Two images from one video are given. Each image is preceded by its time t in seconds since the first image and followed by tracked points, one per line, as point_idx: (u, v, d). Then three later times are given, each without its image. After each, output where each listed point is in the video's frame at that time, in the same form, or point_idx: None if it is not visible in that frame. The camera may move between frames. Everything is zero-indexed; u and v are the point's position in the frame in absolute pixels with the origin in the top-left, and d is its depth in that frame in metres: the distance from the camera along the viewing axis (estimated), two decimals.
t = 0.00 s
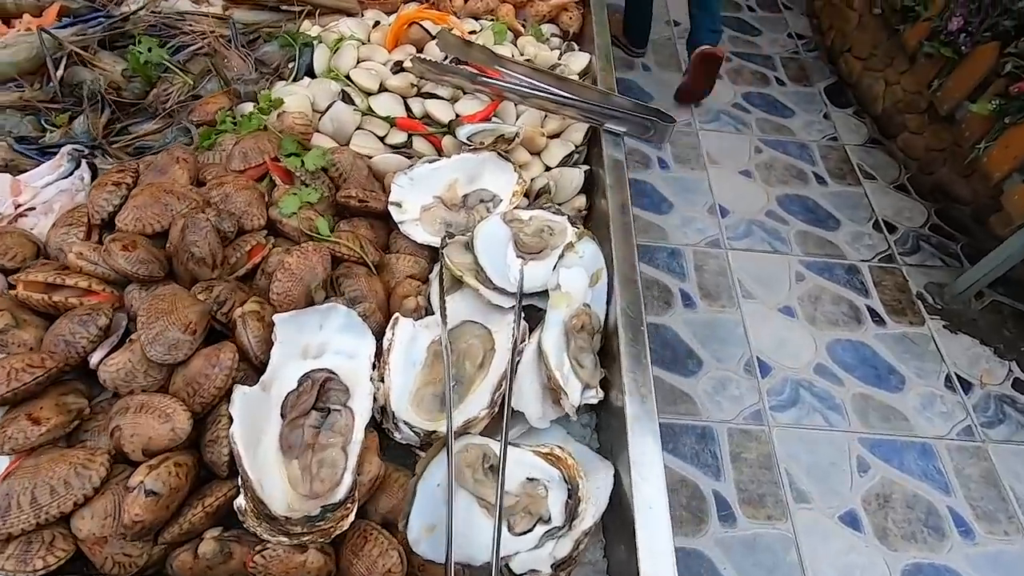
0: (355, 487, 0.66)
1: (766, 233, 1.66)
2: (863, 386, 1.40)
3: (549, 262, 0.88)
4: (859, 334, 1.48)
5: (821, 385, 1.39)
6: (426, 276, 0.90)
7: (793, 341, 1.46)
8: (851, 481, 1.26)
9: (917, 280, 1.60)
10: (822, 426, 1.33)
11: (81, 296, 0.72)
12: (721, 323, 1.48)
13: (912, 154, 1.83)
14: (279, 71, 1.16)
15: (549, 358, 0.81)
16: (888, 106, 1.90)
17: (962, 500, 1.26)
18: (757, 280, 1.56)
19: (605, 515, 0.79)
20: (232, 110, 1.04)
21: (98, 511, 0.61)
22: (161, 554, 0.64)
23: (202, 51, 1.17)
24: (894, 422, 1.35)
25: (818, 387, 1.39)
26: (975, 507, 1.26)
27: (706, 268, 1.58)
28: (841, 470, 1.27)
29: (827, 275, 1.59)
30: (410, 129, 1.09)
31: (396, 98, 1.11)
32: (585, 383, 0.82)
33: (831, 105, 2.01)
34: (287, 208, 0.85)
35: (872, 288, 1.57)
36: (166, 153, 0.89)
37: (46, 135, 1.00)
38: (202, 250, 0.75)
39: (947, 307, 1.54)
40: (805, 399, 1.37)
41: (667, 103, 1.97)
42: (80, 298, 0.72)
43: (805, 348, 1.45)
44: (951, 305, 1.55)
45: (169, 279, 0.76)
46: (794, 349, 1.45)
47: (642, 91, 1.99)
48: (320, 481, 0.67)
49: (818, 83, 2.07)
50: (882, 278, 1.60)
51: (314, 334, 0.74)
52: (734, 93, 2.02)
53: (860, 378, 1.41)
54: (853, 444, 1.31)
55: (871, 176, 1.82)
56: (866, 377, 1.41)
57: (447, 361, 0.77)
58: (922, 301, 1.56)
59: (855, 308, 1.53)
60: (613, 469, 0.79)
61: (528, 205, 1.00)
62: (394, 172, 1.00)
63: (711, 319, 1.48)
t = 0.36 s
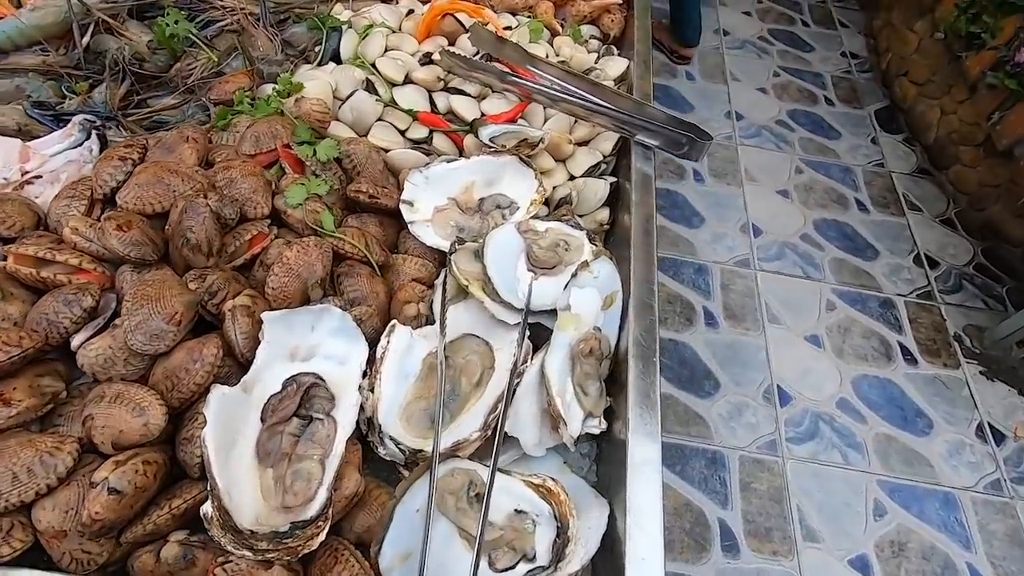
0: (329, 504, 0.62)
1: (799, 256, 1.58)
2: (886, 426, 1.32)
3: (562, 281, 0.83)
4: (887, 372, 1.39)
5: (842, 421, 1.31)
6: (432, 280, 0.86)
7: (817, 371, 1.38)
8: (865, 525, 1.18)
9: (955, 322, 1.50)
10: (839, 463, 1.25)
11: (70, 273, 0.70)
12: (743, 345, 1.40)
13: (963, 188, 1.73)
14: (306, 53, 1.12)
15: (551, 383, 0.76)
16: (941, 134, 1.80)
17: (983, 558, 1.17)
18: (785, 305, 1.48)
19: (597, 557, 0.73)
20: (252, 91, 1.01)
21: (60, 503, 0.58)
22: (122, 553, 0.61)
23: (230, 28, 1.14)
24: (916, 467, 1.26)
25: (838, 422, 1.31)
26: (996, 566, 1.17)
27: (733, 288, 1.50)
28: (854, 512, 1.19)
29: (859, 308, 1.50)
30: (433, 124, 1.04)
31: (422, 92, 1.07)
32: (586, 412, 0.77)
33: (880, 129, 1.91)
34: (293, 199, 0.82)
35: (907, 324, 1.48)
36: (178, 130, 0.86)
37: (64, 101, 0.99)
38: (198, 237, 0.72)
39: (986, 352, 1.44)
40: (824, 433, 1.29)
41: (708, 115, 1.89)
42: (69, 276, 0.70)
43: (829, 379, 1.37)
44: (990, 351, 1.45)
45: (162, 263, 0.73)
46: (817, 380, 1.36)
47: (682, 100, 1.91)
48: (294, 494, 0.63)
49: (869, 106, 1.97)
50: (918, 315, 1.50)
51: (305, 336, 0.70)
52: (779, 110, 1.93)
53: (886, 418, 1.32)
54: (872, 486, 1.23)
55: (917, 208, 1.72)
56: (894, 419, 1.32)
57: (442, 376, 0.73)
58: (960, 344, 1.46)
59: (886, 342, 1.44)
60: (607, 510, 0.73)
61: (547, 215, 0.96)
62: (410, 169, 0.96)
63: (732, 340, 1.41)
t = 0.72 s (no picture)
0: (309, 513, 0.59)
1: (834, 284, 1.50)
2: (913, 471, 1.23)
3: (574, 297, 0.78)
4: (919, 415, 1.31)
5: (867, 460, 1.23)
6: (442, 284, 0.83)
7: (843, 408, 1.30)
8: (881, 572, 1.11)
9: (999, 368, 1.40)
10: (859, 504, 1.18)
11: (73, 247, 0.68)
12: (766, 372, 1.33)
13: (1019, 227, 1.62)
14: (338, 41, 1.10)
15: (554, 405, 0.72)
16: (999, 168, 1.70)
17: None
18: (815, 335, 1.40)
19: None
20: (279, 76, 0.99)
21: (35, 485, 0.57)
22: (95, 542, 0.59)
23: (265, 11, 1.13)
24: (942, 517, 1.18)
25: (861, 462, 1.23)
26: None
27: (761, 312, 1.43)
28: (871, 558, 1.12)
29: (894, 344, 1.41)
30: (459, 122, 1.01)
31: (451, 88, 1.04)
32: (589, 439, 0.73)
33: (933, 159, 1.80)
34: (306, 188, 0.80)
35: (944, 366, 1.39)
36: (199, 110, 0.85)
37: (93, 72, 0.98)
38: (204, 221, 0.70)
39: None
40: (846, 472, 1.21)
41: (750, 131, 1.81)
42: (72, 250, 0.68)
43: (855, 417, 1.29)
44: None
45: (166, 245, 0.71)
46: (842, 416, 1.29)
47: (724, 114, 1.84)
48: (272, 499, 0.60)
49: (924, 134, 1.86)
50: (957, 357, 1.41)
51: (302, 333, 0.68)
52: (827, 132, 1.84)
53: (913, 462, 1.24)
54: (891, 532, 1.15)
55: (966, 245, 1.62)
56: (922, 465, 1.24)
57: (439, 388, 0.70)
58: (1001, 393, 1.36)
59: (920, 383, 1.35)
60: (601, 547, 0.69)
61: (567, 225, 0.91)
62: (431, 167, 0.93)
63: (755, 366, 1.34)
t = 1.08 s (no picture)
0: (261, 470, 0.60)
1: (877, 313, 1.52)
2: (939, 516, 1.26)
3: (562, 286, 0.76)
4: (953, 460, 1.33)
5: (890, 502, 1.25)
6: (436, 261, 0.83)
7: (871, 443, 1.32)
8: None
9: None
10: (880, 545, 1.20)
11: (75, 186, 0.70)
12: (791, 395, 1.36)
13: None
14: (368, 12, 1.10)
15: (528, 392, 0.71)
16: None
17: None
18: (850, 363, 1.42)
19: None
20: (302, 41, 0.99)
21: (7, 408, 0.58)
22: (60, 472, 0.61)
23: None
24: (965, 569, 1.20)
25: (884, 503, 1.25)
26: None
27: (794, 334, 1.46)
28: None
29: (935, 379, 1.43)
30: (476, 102, 1.00)
31: (472, 67, 1.03)
32: (562, 434, 0.71)
33: (1005, 193, 1.81)
34: (308, 151, 0.79)
35: (988, 412, 1.41)
36: (218, 67, 0.86)
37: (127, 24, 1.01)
38: (199, 173, 0.71)
39: None
40: (866, 509, 1.24)
41: (804, 149, 1.82)
42: (73, 189, 0.70)
43: (886, 453, 1.31)
44: None
45: (163, 193, 0.72)
46: (870, 451, 1.31)
47: (781, 128, 1.85)
48: (226, 453, 0.61)
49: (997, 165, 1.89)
50: (1004, 405, 1.42)
51: (280, 293, 0.68)
52: (889, 153, 1.85)
53: (942, 508, 1.26)
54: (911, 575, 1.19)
55: None
56: (949, 513, 1.26)
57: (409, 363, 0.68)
58: None
59: (961, 427, 1.38)
60: (556, 544, 0.67)
61: (569, 215, 0.88)
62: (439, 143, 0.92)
63: (780, 389, 1.37)
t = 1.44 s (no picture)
0: (229, 418, 0.62)
1: (916, 346, 1.48)
2: (958, 564, 1.24)
3: (547, 272, 0.76)
4: (980, 507, 1.30)
5: (905, 542, 1.24)
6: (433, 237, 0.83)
7: (893, 481, 1.30)
8: None
9: None
10: None
11: (90, 130, 0.73)
12: (811, 421, 1.34)
13: None
14: None
15: (502, 373, 0.71)
16: None
17: None
18: (879, 397, 1.40)
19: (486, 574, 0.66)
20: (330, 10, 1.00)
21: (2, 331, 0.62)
22: (47, 397, 0.64)
23: None
24: None
25: (899, 543, 1.24)
26: None
27: (823, 358, 1.44)
28: None
29: (969, 422, 1.40)
30: (494, 84, 1.00)
31: (495, 49, 1.02)
32: (533, 420, 0.70)
33: None
34: (316, 117, 0.81)
35: None
36: (242, 28, 0.88)
37: None
38: (206, 127, 0.73)
39: None
40: (878, 546, 1.23)
41: (856, 168, 1.77)
42: (89, 132, 0.73)
43: (910, 493, 1.29)
44: None
45: (172, 144, 0.75)
46: (890, 489, 1.29)
47: (833, 144, 1.80)
48: (197, 395, 0.64)
49: None
50: None
51: (269, 250, 0.70)
52: (947, 181, 1.78)
53: (961, 556, 1.24)
54: None
55: None
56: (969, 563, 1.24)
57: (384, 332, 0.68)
58: None
59: (992, 476, 1.34)
60: (511, 527, 0.66)
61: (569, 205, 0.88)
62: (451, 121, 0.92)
63: (801, 413, 1.35)
